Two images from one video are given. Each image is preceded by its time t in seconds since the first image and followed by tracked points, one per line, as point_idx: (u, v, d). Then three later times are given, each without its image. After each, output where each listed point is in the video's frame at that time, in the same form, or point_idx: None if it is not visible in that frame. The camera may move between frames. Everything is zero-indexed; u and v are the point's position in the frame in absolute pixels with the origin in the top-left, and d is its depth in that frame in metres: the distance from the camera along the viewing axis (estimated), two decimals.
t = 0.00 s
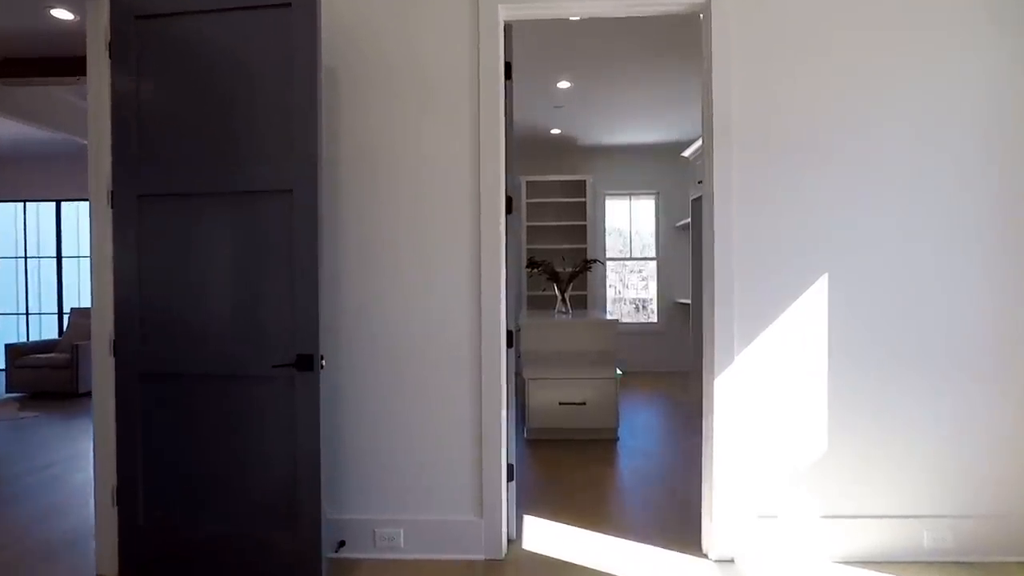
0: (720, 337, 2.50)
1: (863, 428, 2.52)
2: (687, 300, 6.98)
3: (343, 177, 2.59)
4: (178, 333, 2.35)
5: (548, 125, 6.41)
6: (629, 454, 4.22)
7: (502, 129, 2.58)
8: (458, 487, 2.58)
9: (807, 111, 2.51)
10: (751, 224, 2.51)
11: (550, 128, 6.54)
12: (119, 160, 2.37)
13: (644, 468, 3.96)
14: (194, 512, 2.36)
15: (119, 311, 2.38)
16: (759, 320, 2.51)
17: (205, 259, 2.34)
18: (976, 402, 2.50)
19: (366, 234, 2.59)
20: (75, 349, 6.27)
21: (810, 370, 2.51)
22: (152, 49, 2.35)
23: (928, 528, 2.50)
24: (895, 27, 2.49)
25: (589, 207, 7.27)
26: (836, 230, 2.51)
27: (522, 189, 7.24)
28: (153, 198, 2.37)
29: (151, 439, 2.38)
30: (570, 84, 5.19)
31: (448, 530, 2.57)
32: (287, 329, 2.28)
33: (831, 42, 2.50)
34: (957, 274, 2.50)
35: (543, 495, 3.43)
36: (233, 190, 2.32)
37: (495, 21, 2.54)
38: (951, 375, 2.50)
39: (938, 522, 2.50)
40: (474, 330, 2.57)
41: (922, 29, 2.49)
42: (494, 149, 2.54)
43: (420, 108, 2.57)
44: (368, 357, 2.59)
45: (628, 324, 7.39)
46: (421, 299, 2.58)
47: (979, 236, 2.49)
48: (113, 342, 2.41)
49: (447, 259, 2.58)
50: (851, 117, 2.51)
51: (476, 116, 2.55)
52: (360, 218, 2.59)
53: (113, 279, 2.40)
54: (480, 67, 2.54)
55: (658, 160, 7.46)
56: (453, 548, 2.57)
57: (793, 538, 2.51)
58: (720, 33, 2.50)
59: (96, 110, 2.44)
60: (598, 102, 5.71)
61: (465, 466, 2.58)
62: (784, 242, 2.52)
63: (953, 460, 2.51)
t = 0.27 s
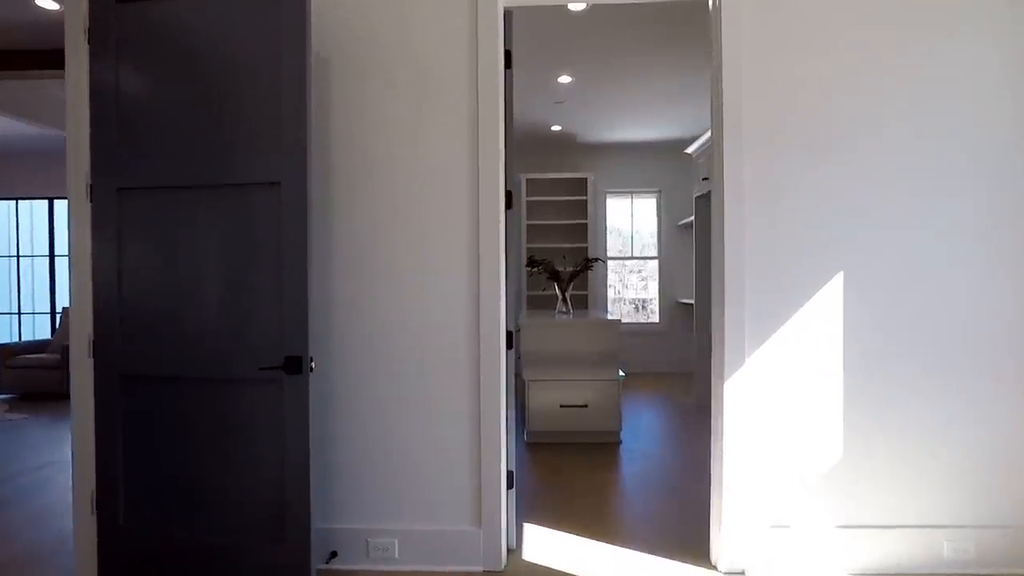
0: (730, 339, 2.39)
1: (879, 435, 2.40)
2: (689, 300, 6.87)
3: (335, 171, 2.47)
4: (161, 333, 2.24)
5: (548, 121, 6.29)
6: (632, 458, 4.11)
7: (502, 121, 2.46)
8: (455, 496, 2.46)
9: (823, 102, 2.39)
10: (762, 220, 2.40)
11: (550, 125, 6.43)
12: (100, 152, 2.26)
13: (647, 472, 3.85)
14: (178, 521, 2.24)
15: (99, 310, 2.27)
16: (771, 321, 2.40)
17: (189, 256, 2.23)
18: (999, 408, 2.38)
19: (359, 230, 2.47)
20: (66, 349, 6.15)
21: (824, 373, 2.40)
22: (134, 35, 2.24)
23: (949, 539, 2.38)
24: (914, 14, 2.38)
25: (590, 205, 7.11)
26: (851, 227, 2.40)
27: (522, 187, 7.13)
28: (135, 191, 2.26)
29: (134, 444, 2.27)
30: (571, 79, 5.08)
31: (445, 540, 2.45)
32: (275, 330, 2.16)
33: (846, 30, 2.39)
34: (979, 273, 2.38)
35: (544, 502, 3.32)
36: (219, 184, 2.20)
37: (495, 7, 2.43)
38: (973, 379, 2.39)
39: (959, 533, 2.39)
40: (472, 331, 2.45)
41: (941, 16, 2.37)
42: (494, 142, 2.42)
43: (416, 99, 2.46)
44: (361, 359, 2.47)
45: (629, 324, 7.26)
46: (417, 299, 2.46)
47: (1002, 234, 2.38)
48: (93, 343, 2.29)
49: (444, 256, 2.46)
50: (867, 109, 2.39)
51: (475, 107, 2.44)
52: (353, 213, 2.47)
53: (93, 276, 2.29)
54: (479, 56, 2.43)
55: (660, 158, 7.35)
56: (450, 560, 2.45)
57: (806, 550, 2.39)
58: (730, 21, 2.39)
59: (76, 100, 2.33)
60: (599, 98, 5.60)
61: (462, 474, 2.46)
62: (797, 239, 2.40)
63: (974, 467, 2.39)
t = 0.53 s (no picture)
0: (744, 343, 2.25)
1: (902, 445, 2.27)
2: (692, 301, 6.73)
3: (327, 164, 2.34)
4: (138, 336, 2.10)
5: (549, 118, 6.16)
6: (637, 464, 3.97)
7: (504, 114, 2.32)
8: (452, 509, 2.33)
9: (843, 92, 2.26)
10: (778, 217, 2.26)
11: (551, 122, 6.30)
12: (76, 143, 2.13)
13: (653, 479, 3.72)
14: (159, 535, 2.11)
15: (75, 311, 2.13)
16: (787, 325, 2.26)
17: (168, 253, 2.09)
18: None
19: (351, 227, 2.34)
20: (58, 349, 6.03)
21: (843, 379, 2.26)
22: (113, 19, 2.11)
23: (977, 556, 2.25)
24: None
25: (592, 203, 6.97)
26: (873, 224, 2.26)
27: (523, 185, 7.00)
28: (110, 185, 2.12)
29: (110, 454, 2.14)
30: (573, 74, 4.94)
31: (442, 555, 2.32)
32: (259, 334, 2.03)
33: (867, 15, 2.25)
34: (1009, 273, 2.24)
35: (546, 511, 3.18)
36: (201, 177, 2.07)
37: None
38: (1002, 386, 2.25)
39: (987, 549, 2.25)
40: (472, 335, 2.32)
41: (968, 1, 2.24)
42: (494, 135, 2.29)
43: (412, 88, 2.32)
44: (355, 363, 2.34)
45: (631, 324, 7.13)
46: (414, 301, 2.33)
47: None
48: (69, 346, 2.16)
49: (442, 256, 2.32)
50: (890, 99, 2.26)
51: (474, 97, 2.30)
52: (345, 209, 2.34)
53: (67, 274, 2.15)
54: (478, 43, 2.29)
55: (663, 156, 7.22)
56: None
57: (825, 566, 2.26)
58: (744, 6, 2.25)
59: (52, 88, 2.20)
60: (601, 93, 5.46)
61: (461, 485, 2.32)
62: (815, 237, 2.27)
63: (1004, 479, 2.26)
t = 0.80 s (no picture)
0: (758, 348, 2.14)
1: (924, 455, 2.15)
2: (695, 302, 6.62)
3: (318, 160, 2.22)
4: (116, 341, 1.99)
5: (550, 115, 6.04)
6: (641, 470, 3.86)
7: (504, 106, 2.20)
8: (450, 523, 2.21)
9: (862, 84, 2.14)
10: (794, 215, 2.15)
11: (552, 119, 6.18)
12: (53, 136, 2.01)
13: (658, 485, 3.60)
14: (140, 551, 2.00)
15: (51, 314, 2.02)
16: (803, 329, 2.15)
17: (148, 253, 1.98)
18: None
19: (344, 225, 2.22)
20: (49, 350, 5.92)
21: (862, 385, 2.15)
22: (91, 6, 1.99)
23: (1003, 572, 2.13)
24: None
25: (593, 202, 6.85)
26: (893, 222, 2.14)
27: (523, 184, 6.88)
28: (87, 180, 2.01)
29: (87, 464, 2.02)
30: (574, 69, 4.82)
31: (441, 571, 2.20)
32: (245, 339, 1.91)
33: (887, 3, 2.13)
34: None
35: (548, 521, 3.07)
36: (183, 172, 1.95)
37: None
38: None
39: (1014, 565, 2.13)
40: (471, 339, 2.20)
41: None
42: (495, 129, 2.16)
43: (408, 79, 2.20)
44: (349, 368, 2.22)
45: (633, 325, 7.01)
46: (409, 305, 2.21)
47: None
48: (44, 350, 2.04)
49: (439, 258, 2.20)
50: (911, 91, 2.14)
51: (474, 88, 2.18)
52: (338, 207, 2.22)
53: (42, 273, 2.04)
54: (478, 32, 2.17)
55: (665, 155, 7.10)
56: None
57: None
58: None
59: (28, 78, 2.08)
60: (602, 90, 5.34)
61: (460, 497, 2.21)
62: (832, 236, 2.15)
63: None
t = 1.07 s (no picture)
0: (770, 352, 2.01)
1: (945, 465, 2.03)
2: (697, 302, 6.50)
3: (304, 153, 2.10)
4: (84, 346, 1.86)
5: (549, 112, 5.92)
6: (642, 476, 3.74)
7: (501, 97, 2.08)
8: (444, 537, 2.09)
9: (881, 73, 2.02)
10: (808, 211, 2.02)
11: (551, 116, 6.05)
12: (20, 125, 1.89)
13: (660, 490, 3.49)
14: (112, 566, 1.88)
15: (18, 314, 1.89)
16: (818, 331, 2.02)
17: (119, 252, 1.85)
18: None
19: (331, 222, 2.10)
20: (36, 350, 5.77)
21: (879, 391, 2.02)
22: None
23: None
24: None
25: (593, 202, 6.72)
26: (912, 219, 2.02)
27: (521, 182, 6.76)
28: (52, 174, 1.88)
29: (55, 475, 1.90)
30: (574, 64, 4.69)
31: None
32: (223, 343, 1.79)
33: None
34: None
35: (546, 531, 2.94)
36: (157, 164, 1.83)
37: None
38: None
39: None
40: (466, 343, 2.07)
41: None
42: (490, 121, 2.04)
43: (399, 67, 2.08)
44: (336, 372, 2.10)
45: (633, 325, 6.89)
46: (401, 307, 2.09)
47: None
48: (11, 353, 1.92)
49: (432, 257, 2.08)
50: (932, 80, 2.01)
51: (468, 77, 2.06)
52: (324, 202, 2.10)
53: (6, 272, 1.92)
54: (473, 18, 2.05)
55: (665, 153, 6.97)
56: None
57: None
58: None
59: None
60: (603, 86, 5.22)
61: (453, 510, 2.08)
62: (848, 232, 2.02)
63: None
